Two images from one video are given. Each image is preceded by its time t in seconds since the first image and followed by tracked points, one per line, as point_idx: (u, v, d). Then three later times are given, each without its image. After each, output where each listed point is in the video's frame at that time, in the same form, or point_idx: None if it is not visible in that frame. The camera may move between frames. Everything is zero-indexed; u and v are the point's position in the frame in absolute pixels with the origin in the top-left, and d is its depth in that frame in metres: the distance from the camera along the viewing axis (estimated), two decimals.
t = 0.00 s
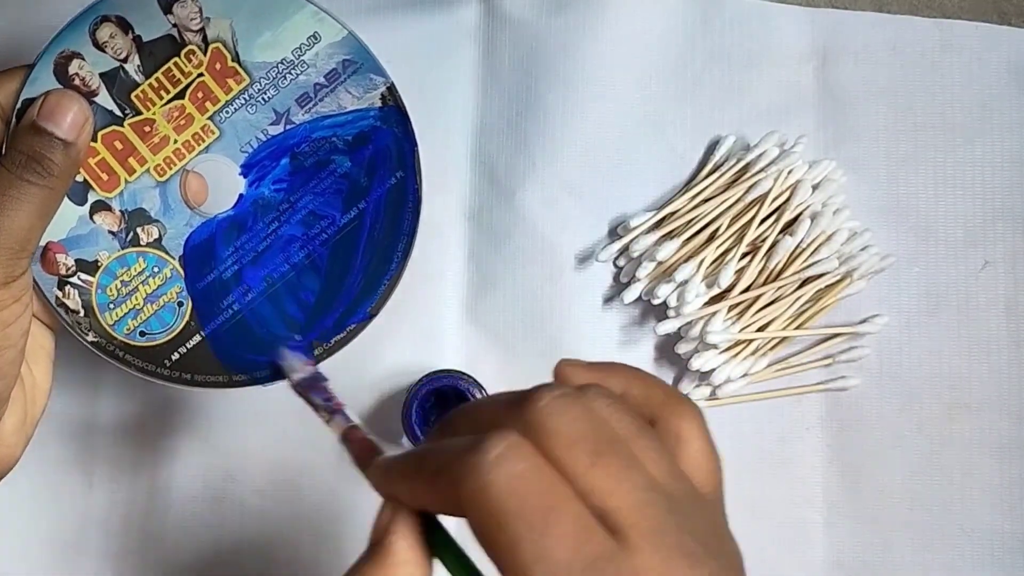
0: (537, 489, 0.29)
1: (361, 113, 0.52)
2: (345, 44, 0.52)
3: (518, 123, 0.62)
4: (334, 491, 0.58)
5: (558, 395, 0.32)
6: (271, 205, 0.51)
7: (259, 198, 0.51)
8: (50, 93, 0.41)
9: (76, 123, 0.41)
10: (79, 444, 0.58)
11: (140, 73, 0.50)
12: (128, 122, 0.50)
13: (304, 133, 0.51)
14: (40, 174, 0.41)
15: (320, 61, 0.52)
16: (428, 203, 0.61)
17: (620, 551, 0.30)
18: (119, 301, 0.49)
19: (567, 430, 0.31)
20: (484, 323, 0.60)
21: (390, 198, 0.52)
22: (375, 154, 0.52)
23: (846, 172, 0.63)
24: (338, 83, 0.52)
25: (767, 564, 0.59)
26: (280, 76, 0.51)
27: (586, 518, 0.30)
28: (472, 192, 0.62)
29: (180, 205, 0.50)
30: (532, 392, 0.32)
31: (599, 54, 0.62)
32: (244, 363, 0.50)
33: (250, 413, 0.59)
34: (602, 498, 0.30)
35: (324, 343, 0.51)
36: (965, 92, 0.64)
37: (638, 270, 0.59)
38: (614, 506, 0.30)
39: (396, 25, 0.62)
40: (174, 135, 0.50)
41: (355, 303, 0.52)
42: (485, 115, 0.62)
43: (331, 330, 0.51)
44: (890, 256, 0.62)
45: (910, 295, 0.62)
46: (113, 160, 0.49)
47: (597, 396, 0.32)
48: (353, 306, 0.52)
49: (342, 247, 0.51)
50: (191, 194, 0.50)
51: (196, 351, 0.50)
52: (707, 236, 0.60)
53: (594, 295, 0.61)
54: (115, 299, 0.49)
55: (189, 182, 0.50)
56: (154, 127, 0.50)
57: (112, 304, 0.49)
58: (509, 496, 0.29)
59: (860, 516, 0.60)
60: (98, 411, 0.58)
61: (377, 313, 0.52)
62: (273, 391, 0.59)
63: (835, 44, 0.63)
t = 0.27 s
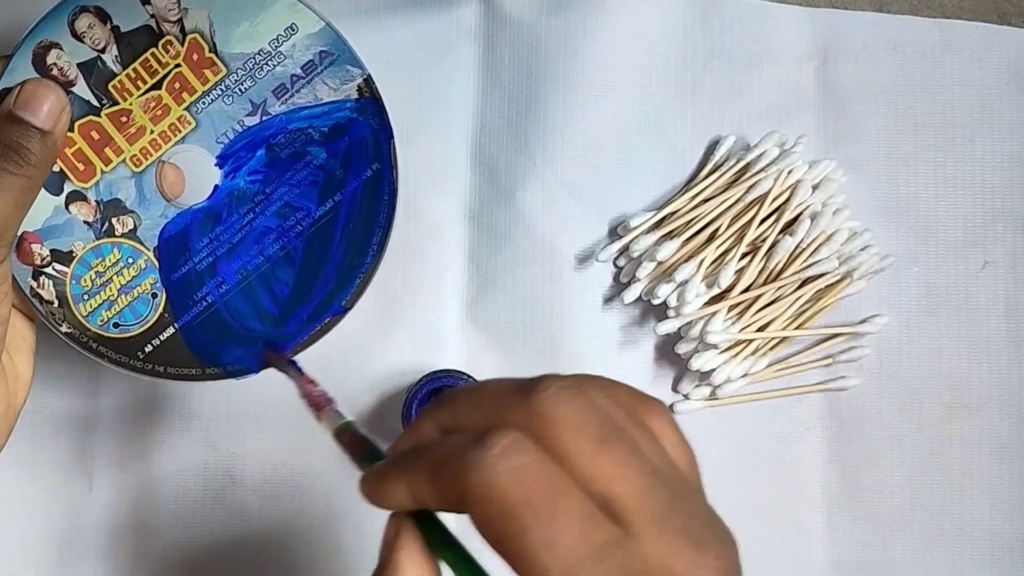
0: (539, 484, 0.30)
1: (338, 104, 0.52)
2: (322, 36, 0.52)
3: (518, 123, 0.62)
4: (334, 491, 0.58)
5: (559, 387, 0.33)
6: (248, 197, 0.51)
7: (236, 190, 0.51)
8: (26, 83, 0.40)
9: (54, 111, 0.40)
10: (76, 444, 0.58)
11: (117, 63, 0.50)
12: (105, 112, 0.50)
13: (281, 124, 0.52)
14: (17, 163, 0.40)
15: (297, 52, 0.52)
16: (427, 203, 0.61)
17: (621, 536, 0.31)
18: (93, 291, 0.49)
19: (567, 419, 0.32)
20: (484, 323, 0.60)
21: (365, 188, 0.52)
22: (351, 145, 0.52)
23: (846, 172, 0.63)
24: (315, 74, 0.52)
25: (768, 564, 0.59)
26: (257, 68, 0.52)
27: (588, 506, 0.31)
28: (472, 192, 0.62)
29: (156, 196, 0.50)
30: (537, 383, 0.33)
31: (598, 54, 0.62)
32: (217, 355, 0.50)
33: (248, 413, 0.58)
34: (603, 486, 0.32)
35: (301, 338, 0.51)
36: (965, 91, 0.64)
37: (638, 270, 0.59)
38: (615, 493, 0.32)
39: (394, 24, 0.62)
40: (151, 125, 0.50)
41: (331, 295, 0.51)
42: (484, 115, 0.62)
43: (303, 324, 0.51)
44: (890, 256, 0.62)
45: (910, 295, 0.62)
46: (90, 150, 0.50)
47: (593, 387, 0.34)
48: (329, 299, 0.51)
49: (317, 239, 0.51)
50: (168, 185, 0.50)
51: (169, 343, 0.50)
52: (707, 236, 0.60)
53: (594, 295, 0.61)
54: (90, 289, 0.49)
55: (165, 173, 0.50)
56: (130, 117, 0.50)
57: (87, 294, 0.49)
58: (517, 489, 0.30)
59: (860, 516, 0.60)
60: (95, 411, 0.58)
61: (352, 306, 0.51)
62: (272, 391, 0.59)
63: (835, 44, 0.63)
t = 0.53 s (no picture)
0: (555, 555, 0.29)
1: (349, 117, 0.52)
2: (336, 49, 0.52)
3: (518, 123, 0.62)
4: (334, 492, 0.58)
5: (702, 396, 0.31)
6: (257, 207, 0.51)
7: (246, 200, 0.51)
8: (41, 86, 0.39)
9: (68, 117, 0.39)
10: (78, 444, 0.58)
11: (131, 71, 0.50)
12: (117, 119, 0.50)
13: (292, 134, 0.52)
14: (28, 168, 0.39)
15: (311, 64, 0.52)
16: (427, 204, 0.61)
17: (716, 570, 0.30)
18: (99, 297, 0.50)
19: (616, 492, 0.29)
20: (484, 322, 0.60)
21: (373, 201, 0.52)
22: (361, 158, 0.52)
23: (846, 172, 0.63)
24: (327, 87, 0.52)
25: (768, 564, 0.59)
26: (271, 79, 0.52)
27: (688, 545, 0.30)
28: (472, 193, 0.62)
29: (165, 204, 0.50)
30: (680, 382, 0.32)
31: (599, 55, 0.62)
32: (220, 365, 0.50)
33: (249, 413, 0.58)
34: (701, 510, 0.31)
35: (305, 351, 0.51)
36: (965, 91, 0.64)
37: (638, 270, 0.60)
38: (713, 519, 0.31)
39: (395, 25, 0.62)
40: (162, 133, 0.51)
41: (336, 308, 0.51)
42: (485, 116, 0.62)
43: (309, 336, 0.51)
44: (890, 256, 0.62)
45: (910, 295, 0.62)
46: (101, 156, 0.50)
47: (732, 394, 0.32)
48: (333, 310, 0.51)
49: (323, 251, 0.51)
50: (178, 193, 0.50)
51: (172, 352, 0.50)
52: (707, 236, 0.60)
53: (594, 295, 0.61)
54: (96, 295, 0.50)
55: (176, 181, 0.50)
56: (142, 125, 0.50)
57: (92, 300, 0.49)
58: (610, 502, 0.29)
59: (860, 516, 0.60)
60: (97, 411, 0.58)
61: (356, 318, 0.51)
62: (272, 392, 0.59)
63: (835, 44, 0.63)
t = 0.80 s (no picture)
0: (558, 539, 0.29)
1: (349, 114, 0.52)
2: (335, 46, 0.52)
3: (518, 123, 0.62)
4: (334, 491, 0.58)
5: (490, 424, 0.31)
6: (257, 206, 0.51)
7: (246, 198, 0.51)
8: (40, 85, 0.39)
9: (68, 116, 0.39)
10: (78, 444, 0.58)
11: (129, 70, 0.50)
12: (116, 118, 0.50)
13: (291, 133, 0.52)
14: (27, 167, 0.39)
15: (309, 62, 0.52)
16: (428, 203, 0.61)
17: None
18: (99, 297, 0.50)
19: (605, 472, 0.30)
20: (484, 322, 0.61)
21: (373, 198, 0.52)
22: (361, 155, 0.52)
23: (846, 172, 0.63)
24: (326, 85, 0.52)
25: (767, 564, 0.59)
26: (269, 77, 0.52)
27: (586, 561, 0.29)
28: (472, 192, 0.62)
29: (165, 203, 0.50)
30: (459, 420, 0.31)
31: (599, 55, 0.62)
32: (222, 363, 0.50)
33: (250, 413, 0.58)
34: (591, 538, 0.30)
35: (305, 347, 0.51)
36: (965, 91, 0.64)
37: (638, 270, 0.60)
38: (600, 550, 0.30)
39: (395, 25, 0.62)
40: (161, 132, 0.51)
41: (337, 304, 0.51)
42: (485, 116, 0.62)
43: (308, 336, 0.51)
44: (890, 256, 0.62)
45: (910, 295, 0.62)
46: (100, 155, 0.50)
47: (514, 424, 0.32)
48: (334, 307, 0.51)
49: (324, 248, 0.51)
50: (177, 192, 0.50)
51: (173, 350, 0.50)
52: (707, 236, 0.60)
53: (594, 294, 0.61)
54: (95, 295, 0.49)
55: (174, 181, 0.50)
56: (141, 124, 0.50)
57: (92, 299, 0.49)
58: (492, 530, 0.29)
59: (860, 516, 0.60)
60: (97, 411, 0.58)
61: (358, 315, 0.51)
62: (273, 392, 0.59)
63: (835, 44, 0.63)
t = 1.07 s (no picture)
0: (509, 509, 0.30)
1: (349, 113, 0.52)
2: (335, 46, 0.52)
3: (518, 123, 0.62)
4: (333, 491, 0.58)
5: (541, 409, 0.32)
6: (258, 206, 0.51)
7: (247, 198, 0.51)
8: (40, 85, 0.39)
9: (68, 116, 0.39)
10: (77, 443, 0.58)
11: (129, 70, 0.50)
12: (116, 118, 0.50)
13: (292, 132, 0.52)
14: (27, 167, 0.39)
15: (309, 61, 0.52)
16: (427, 203, 0.61)
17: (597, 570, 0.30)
18: (100, 297, 0.49)
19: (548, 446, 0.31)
20: (484, 322, 0.60)
21: (374, 197, 0.52)
22: (362, 154, 0.52)
23: (846, 172, 0.63)
24: (326, 84, 0.52)
25: (767, 564, 0.59)
26: (270, 76, 0.52)
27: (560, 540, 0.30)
28: (471, 192, 0.62)
29: (165, 202, 0.50)
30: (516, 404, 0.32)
31: (598, 54, 0.62)
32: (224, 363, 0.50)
33: (249, 413, 0.58)
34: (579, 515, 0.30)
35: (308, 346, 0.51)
36: (964, 91, 0.64)
37: (637, 270, 0.60)
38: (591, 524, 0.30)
39: (394, 25, 0.62)
40: (162, 132, 0.50)
41: (338, 303, 0.51)
42: (484, 115, 0.62)
43: (308, 335, 0.51)
44: (890, 256, 0.62)
45: (910, 295, 0.62)
46: (100, 155, 0.50)
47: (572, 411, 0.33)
48: (335, 306, 0.51)
49: (325, 247, 0.51)
50: (178, 192, 0.50)
51: (175, 350, 0.50)
52: (707, 236, 0.60)
53: (594, 294, 0.61)
54: (97, 295, 0.49)
55: (175, 180, 0.50)
56: (141, 123, 0.50)
57: (93, 299, 0.49)
58: (485, 514, 0.30)
59: (860, 516, 0.60)
60: (95, 411, 0.58)
61: (360, 314, 0.51)
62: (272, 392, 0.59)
63: (835, 44, 0.63)
